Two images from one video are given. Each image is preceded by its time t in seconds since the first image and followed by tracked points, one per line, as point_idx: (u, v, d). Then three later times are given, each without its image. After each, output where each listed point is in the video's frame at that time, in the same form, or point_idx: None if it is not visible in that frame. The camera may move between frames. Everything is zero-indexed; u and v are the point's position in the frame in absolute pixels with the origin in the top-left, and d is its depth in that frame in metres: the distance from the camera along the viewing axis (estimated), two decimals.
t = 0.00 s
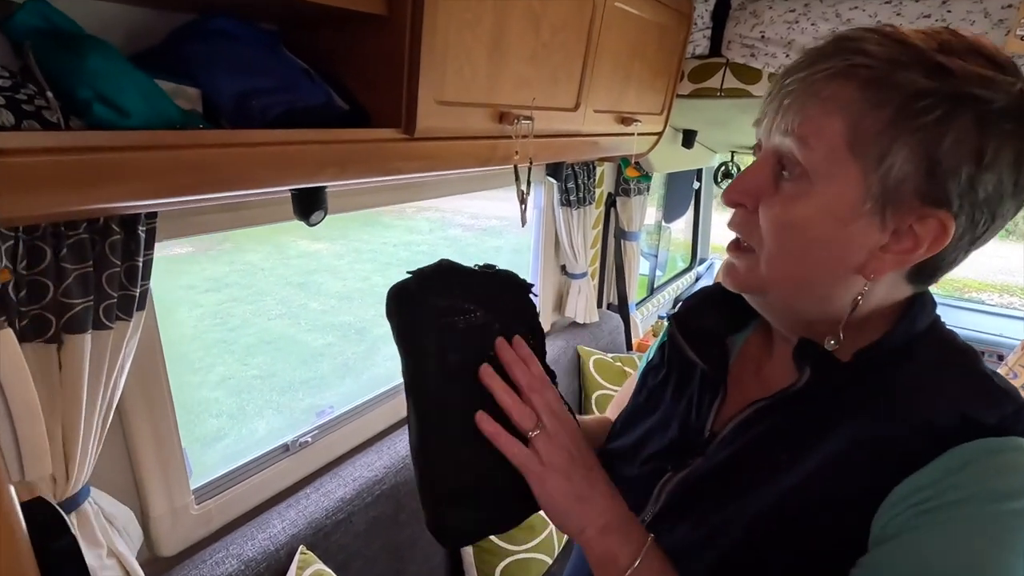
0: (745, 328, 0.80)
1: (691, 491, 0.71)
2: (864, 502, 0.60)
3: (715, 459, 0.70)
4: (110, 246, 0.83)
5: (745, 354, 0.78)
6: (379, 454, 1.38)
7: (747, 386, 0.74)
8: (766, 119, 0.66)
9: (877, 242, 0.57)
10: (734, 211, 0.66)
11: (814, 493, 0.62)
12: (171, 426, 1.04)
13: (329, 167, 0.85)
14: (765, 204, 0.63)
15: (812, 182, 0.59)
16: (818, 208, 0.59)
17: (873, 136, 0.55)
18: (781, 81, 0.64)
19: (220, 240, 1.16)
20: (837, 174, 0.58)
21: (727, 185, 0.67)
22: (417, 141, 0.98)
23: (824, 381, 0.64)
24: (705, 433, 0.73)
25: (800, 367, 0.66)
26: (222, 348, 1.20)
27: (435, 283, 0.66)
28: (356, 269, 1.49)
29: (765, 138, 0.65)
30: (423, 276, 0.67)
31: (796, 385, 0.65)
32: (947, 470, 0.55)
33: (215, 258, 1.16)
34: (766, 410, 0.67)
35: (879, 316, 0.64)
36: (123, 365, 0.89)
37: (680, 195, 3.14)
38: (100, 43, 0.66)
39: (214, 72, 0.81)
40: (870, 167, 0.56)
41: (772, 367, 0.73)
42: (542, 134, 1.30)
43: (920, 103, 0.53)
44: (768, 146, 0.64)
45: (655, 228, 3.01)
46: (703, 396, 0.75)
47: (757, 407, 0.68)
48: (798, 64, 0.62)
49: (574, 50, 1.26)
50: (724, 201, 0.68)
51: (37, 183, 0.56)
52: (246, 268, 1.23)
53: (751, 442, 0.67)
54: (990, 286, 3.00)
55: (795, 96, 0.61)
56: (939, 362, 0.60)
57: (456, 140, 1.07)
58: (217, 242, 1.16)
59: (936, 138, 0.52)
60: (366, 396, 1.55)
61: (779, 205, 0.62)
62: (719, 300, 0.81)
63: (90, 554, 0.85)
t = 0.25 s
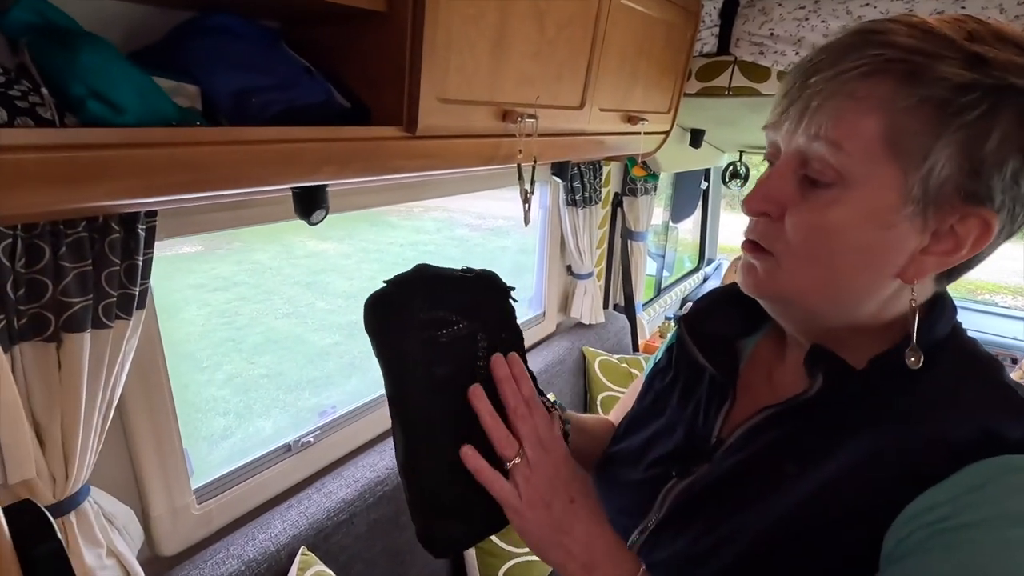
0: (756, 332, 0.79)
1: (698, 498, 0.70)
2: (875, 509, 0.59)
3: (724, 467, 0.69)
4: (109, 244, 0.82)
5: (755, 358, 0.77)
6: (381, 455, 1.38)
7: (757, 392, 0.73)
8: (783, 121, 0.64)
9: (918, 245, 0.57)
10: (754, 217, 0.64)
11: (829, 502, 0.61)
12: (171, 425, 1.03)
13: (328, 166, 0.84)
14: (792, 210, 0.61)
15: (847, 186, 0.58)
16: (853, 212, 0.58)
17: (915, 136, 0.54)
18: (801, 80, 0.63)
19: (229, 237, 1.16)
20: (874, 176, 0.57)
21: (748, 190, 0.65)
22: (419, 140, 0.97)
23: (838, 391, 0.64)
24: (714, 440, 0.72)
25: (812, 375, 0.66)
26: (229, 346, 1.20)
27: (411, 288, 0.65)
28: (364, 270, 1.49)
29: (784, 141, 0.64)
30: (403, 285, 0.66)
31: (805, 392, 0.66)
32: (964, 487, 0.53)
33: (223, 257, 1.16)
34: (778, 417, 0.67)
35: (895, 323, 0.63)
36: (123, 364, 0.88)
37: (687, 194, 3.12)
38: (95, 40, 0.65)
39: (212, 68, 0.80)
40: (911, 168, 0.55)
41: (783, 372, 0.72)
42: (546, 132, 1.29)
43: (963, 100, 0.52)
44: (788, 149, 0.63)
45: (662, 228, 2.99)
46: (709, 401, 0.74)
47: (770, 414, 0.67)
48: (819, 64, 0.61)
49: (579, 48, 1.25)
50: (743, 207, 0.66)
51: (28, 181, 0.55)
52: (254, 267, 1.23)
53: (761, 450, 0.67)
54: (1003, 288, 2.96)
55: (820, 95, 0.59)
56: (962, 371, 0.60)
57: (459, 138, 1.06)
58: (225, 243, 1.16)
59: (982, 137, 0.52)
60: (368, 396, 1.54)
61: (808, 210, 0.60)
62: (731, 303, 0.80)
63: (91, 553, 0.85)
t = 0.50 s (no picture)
0: (767, 333, 0.78)
1: (708, 502, 0.69)
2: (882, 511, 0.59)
3: (735, 472, 0.68)
4: (113, 241, 0.82)
5: (765, 360, 0.76)
6: (385, 452, 1.38)
7: (767, 394, 0.73)
8: (804, 125, 0.62)
9: (955, 248, 0.57)
10: (779, 228, 0.62)
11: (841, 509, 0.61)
12: (174, 422, 1.04)
13: (332, 163, 0.84)
14: (823, 219, 0.59)
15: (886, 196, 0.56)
16: (888, 221, 0.56)
17: (953, 142, 0.53)
18: (823, 83, 0.61)
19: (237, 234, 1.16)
20: (912, 184, 0.55)
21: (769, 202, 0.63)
22: (422, 137, 0.97)
23: (851, 398, 0.63)
24: (722, 443, 0.72)
25: (825, 380, 0.65)
26: (237, 342, 1.21)
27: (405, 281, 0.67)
28: (371, 267, 1.49)
29: (807, 147, 0.62)
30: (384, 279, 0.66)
31: (818, 398, 0.65)
32: (986, 506, 0.53)
33: (231, 253, 1.16)
34: (788, 422, 0.67)
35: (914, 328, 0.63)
36: (127, 359, 0.89)
37: (694, 191, 3.11)
38: (98, 36, 0.65)
39: (216, 66, 0.80)
40: (949, 175, 0.54)
41: (795, 375, 0.72)
42: (551, 129, 1.29)
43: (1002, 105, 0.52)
44: (813, 156, 0.61)
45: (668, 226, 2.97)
46: (718, 404, 0.74)
47: (783, 418, 0.67)
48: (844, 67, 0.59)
49: (583, 45, 1.24)
50: (765, 217, 0.64)
51: (30, 177, 0.55)
52: (261, 263, 1.23)
53: (774, 455, 0.66)
54: (1014, 287, 2.94)
55: (850, 99, 0.58)
56: (982, 374, 0.60)
57: (463, 135, 1.06)
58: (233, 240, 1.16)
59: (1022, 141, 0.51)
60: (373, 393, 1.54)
61: (841, 220, 0.58)
62: (739, 304, 0.80)
63: (95, 547, 0.85)
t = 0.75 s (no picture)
0: (764, 335, 0.78)
1: (705, 505, 0.69)
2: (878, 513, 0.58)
3: (732, 475, 0.68)
4: (106, 242, 0.82)
5: (765, 361, 0.76)
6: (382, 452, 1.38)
7: (765, 395, 0.73)
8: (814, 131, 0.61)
9: (969, 249, 0.57)
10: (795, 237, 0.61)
11: (837, 513, 0.60)
12: (170, 422, 1.04)
13: (326, 163, 0.84)
14: (840, 229, 0.58)
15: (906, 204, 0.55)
16: (909, 229, 0.56)
17: (972, 147, 0.53)
18: (834, 88, 0.59)
19: (236, 233, 1.16)
20: (932, 190, 0.55)
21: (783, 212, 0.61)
22: (417, 137, 0.97)
23: (848, 398, 0.63)
24: (720, 446, 0.71)
25: (824, 382, 0.65)
26: (236, 341, 1.21)
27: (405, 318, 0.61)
28: (371, 266, 1.49)
29: (818, 153, 0.61)
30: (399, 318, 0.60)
31: (818, 399, 0.65)
32: (982, 506, 0.53)
33: (230, 252, 1.16)
34: (785, 423, 0.67)
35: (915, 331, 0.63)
36: (121, 360, 0.89)
37: (694, 190, 3.10)
38: (88, 38, 0.65)
39: (209, 65, 0.80)
40: (967, 179, 0.54)
41: (793, 377, 0.72)
42: (547, 129, 1.28)
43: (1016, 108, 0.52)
44: (826, 163, 0.60)
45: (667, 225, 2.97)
46: (716, 407, 0.74)
47: (782, 420, 0.67)
48: (857, 72, 0.58)
49: (580, 44, 1.24)
50: (779, 226, 0.62)
51: (20, 178, 0.55)
52: (260, 263, 1.23)
53: (771, 457, 0.66)
54: (1013, 286, 2.93)
55: (865, 106, 0.57)
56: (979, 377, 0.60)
57: (458, 135, 1.05)
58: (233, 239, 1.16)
59: None
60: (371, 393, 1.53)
61: (860, 229, 0.57)
62: (737, 305, 0.80)
63: (89, 548, 0.85)
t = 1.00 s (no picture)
0: (757, 329, 0.78)
1: (701, 501, 0.68)
2: (874, 507, 0.58)
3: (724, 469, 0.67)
4: (92, 240, 0.81)
5: (757, 356, 0.76)
6: (375, 452, 1.36)
7: (758, 388, 0.73)
8: (808, 121, 0.60)
9: (964, 228, 0.57)
10: (794, 226, 0.60)
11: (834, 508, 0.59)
12: (158, 423, 1.02)
13: (316, 159, 0.82)
14: (839, 216, 0.58)
15: (903, 185, 0.55)
16: (909, 210, 0.55)
17: (965, 126, 0.53)
18: (824, 77, 0.59)
19: (227, 233, 1.15)
20: (929, 171, 0.54)
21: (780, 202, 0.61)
22: (409, 133, 0.96)
23: (843, 388, 0.62)
24: (715, 441, 0.71)
25: (816, 370, 0.65)
26: (228, 344, 1.19)
27: (443, 281, 0.61)
28: (363, 267, 1.47)
29: (813, 142, 0.60)
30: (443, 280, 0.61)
31: (810, 387, 0.64)
32: (975, 490, 0.52)
33: (221, 253, 1.15)
34: (780, 415, 0.66)
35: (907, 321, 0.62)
36: (107, 361, 0.87)
37: (686, 190, 3.11)
38: (72, 31, 0.64)
39: (196, 59, 0.78)
40: (961, 158, 0.54)
41: (785, 370, 0.72)
42: (540, 126, 1.28)
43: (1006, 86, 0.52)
44: (820, 152, 0.59)
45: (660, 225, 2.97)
46: (711, 401, 0.73)
47: (774, 411, 0.66)
48: (847, 59, 0.58)
49: (573, 42, 1.23)
50: (777, 216, 0.62)
51: None
52: (252, 265, 1.21)
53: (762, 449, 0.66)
54: (1002, 285, 2.95)
55: (858, 92, 0.56)
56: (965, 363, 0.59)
57: (451, 132, 1.05)
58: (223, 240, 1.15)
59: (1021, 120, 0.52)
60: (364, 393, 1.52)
61: (859, 213, 0.57)
62: (730, 298, 0.79)
63: (76, 552, 0.83)
